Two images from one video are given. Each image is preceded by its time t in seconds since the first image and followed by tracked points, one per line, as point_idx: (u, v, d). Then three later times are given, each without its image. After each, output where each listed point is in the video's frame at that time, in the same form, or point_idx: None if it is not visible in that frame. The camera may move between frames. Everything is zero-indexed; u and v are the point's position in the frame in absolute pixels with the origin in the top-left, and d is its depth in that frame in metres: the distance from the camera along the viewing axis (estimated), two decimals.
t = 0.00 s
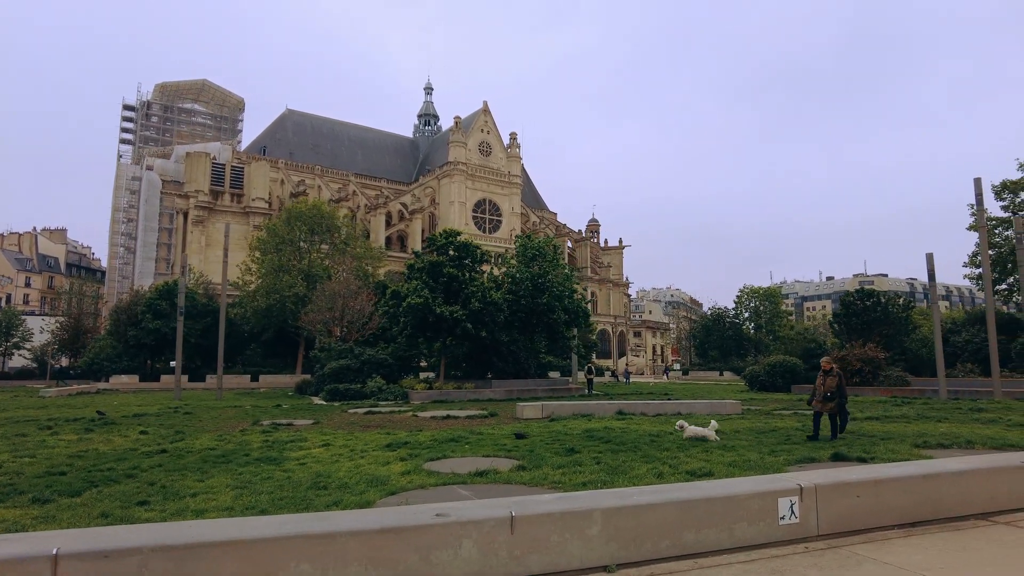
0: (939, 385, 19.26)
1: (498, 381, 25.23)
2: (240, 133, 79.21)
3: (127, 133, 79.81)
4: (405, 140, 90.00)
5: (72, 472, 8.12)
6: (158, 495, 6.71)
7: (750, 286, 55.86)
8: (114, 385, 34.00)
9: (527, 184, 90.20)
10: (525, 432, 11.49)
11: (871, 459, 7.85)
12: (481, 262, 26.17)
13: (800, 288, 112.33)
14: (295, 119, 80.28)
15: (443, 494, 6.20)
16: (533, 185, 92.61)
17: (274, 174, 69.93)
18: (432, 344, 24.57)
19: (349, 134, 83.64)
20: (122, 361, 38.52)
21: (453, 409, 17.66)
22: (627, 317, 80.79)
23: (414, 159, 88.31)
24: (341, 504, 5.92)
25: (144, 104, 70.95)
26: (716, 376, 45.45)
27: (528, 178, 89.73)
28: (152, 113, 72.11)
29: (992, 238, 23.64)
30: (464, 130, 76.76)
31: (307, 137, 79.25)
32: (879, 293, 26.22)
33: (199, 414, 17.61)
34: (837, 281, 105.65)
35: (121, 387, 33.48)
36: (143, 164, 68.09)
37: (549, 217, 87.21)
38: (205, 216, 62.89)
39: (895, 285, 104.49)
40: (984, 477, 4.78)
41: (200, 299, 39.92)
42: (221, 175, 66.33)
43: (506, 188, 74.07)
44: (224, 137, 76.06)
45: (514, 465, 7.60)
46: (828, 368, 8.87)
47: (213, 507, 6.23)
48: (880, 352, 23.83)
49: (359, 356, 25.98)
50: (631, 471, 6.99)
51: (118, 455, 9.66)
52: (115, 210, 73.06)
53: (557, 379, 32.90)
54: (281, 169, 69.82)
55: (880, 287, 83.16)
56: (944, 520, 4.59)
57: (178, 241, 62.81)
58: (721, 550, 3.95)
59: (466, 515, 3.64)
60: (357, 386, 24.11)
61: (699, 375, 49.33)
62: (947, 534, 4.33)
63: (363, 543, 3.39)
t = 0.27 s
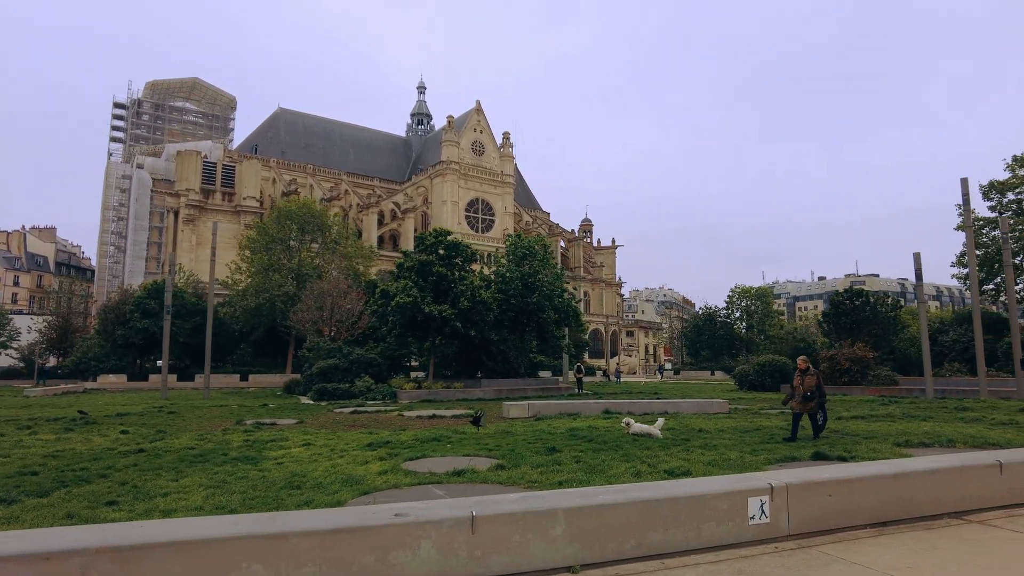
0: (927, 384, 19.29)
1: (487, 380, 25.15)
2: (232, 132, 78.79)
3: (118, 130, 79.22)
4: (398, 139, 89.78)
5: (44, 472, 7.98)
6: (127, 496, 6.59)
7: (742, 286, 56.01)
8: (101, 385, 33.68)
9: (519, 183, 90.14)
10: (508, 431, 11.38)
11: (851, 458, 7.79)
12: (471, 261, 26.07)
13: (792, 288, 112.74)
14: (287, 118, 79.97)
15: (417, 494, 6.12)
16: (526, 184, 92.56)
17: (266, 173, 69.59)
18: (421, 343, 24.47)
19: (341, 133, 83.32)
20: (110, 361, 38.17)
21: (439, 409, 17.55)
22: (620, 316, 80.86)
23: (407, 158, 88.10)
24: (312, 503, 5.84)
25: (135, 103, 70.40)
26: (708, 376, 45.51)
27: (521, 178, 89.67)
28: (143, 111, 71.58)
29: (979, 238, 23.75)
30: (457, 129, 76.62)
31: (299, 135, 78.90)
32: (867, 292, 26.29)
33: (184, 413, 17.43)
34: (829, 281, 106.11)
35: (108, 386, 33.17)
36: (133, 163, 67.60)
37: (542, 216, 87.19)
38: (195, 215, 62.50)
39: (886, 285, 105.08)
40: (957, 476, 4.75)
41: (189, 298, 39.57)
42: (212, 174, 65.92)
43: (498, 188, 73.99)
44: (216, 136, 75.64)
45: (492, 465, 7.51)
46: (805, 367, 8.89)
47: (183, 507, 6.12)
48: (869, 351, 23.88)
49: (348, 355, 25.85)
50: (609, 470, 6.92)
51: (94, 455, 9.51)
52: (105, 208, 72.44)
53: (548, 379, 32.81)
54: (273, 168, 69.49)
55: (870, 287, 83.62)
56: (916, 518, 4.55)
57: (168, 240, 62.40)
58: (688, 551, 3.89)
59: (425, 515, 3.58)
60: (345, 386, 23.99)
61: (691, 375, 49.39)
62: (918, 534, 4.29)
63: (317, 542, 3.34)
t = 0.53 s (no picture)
0: (910, 384, 19.33)
1: (473, 380, 25.01)
2: (220, 129, 78.13)
3: (104, 127, 78.33)
4: (388, 138, 89.40)
5: (7, 476, 7.77)
6: (89, 500, 6.41)
7: (730, 286, 56.17)
8: (84, 385, 33.23)
9: (509, 182, 90.02)
10: (488, 432, 11.25)
11: (829, 459, 7.71)
12: (457, 260, 25.93)
13: (781, 287, 113.24)
14: (276, 116, 79.43)
15: (385, 498, 5.99)
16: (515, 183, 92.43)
17: (254, 171, 69.09)
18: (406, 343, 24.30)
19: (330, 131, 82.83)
20: (93, 360, 37.69)
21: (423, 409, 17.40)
22: (609, 316, 80.91)
23: (396, 156, 87.74)
24: (277, 508, 5.70)
25: (121, 99, 69.61)
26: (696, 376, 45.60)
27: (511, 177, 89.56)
28: (130, 108, 70.72)
29: (962, 238, 23.90)
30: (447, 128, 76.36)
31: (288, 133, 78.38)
32: (852, 292, 26.37)
33: (164, 413, 17.16)
34: (817, 281, 106.66)
35: (90, 386, 32.73)
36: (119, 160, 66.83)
37: (532, 216, 87.10)
38: (182, 212, 61.89)
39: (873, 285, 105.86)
40: (928, 479, 4.70)
41: (173, 297, 39.11)
42: (199, 171, 65.32)
43: (488, 187, 73.83)
44: (203, 133, 74.97)
45: (466, 467, 7.37)
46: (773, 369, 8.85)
47: (145, 510, 5.96)
48: (853, 351, 23.94)
49: (332, 355, 25.67)
50: (583, 472, 6.81)
51: (62, 458, 9.28)
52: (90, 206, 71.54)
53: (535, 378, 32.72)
54: (261, 166, 68.97)
55: (857, 287, 84.17)
56: (886, 522, 4.48)
57: (154, 238, 61.76)
58: (651, 558, 3.79)
59: (378, 522, 3.47)
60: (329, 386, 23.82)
61: (679, 374, 49.49)
62: (888, 538, 4.21)
63: (262, 551, 3.22)
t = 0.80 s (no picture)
0: (890, 383, 19.46)
1: (457, 380, 24.88)
2: (205, 127, 77.34)
3: (86, 123, 77.24)
4: (375, 136, 88.96)
5: None
6: (48, 502, 6.23)
7: (716, 286, 56.45)
8: (64, 384, 32.74)
9: (497, 181, 89.88)
10: (466, 431, 11.13)
11: (803, 458, 7.67)
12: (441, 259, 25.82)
13: (767, 287, 114.00)
14: (262, 113, 78.80)
15: (353, 498, 5.88)
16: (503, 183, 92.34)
17: (239, 169, 68.51)
18: (390, 341, 24.15)
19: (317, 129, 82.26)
20: (72, 359, 37.09)
21: (404, 408, 17.28)
22: (597, 315, 81.04)
23: (384, 154, 87.34)
24: (240, 508, 5.57)
25: (104, 95, 68.67)
26: (681, 375, 45.76)
27: (499, 176, 89.42)
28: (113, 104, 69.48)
29: (943, 239, 24.11)
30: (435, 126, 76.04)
31: (274, 131, 77.77)
32: (835, 292, 26.54)
33: (141, 413, 16.89)
34: (803, 281, 107.42)
35: (70, 386, 32.21)
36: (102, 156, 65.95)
37: (519, 215, 87.03)
38: (166, 210, 61.19)
39: (858, 285, 106.82)
40: (895, 478, 4.66)
41: (155, 295, 38.62)
42: (183, 168, 64.61)
43: (476, 186, 73.67)
44: (188, 130, 74.18)
45: (438, 467, 7.29)
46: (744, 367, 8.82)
47: (104, 511, 5.80)
48: (836, 350, 24.07)
49: (315, 354, 25.47)
50: (555, 472, 6.74)
51: (27, 459, 9.05)
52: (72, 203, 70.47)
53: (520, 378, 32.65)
54: (246, 164, 68.36)
55: (841, 287, 84.96)
56: (851, 523, 4.45)
57: (138, 236, 61.02)
58: (611, 559, 3.72)
59: (329, 524, 3.39)
60: (312, 385, 23.63)
61: (665, 374, 49.68)
62: (853, 538, 4.16)
63: (206, 554, 3.13)
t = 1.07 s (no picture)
0: (871, 384, 19.57)
1: (441, 380, 24.73)
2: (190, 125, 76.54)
3: (68, 121, 76.16)
4: (362, 135, 88.53)
5: None
6: (4, 506, 6.03)
7: (701, 287, 56.69)
8: (41, 385, 32.17)
9: (485, 181, 89.79)
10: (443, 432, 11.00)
11: (777, 459, 7.63)
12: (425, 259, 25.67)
13: (753, 288, 114.71)
14: (248, 111, 78.15)
15: (317, 501, 5.76)
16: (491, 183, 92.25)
17: (224, 167, 67.86)
18: (372, 342, 23.96)
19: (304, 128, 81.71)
20: (51, 360, 36.48)
21: (384, 410, 17.12)
22: (584, 316, 81.12)
23: (371, 154, 86.93)
24: (200, 511, 5.42)
25: (87, 92, 67.73)
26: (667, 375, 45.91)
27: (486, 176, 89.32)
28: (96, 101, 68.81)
29: (923, 241, 24.31)
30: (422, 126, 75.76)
31: (260, 129, 77.14)
32: (817, 293, 26.69)
33: (116, 414, 16.59)
34: (788, 283, 108.20)
35: (47, 387, 31.67)
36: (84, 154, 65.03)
37: (507, 215, 86.95)
38: (150, 208, 60.44)
39: (843, 286, 107.77)
40: (863, 480, 4.61)
41: (136, 295, 38.10)
42: (167, 167, 63.87)
43: (463, 186, 73.52)
44: (173, 128, 73.39)
45: (408, 469, 7.20)
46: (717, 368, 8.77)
47: (60, 516, 5.62)
48: (819, 351, 24.18)
49: (297, 355, 25.22)
50: (526, 474, 6.64)
51: None
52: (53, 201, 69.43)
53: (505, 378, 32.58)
54: (232, 162, 67.74)
55: (826, 289, 85.47)
56: (816, 525, 4.39)
57: (120, 234, 60.24)
58: (568, 564, 3.64)
59: (275, 529, 3.27)
60: (293, 386, 23.39)
61: (651, 374, 49.81)
62: (818, 541, 4.10)
63: (141, 561, 3.00)
